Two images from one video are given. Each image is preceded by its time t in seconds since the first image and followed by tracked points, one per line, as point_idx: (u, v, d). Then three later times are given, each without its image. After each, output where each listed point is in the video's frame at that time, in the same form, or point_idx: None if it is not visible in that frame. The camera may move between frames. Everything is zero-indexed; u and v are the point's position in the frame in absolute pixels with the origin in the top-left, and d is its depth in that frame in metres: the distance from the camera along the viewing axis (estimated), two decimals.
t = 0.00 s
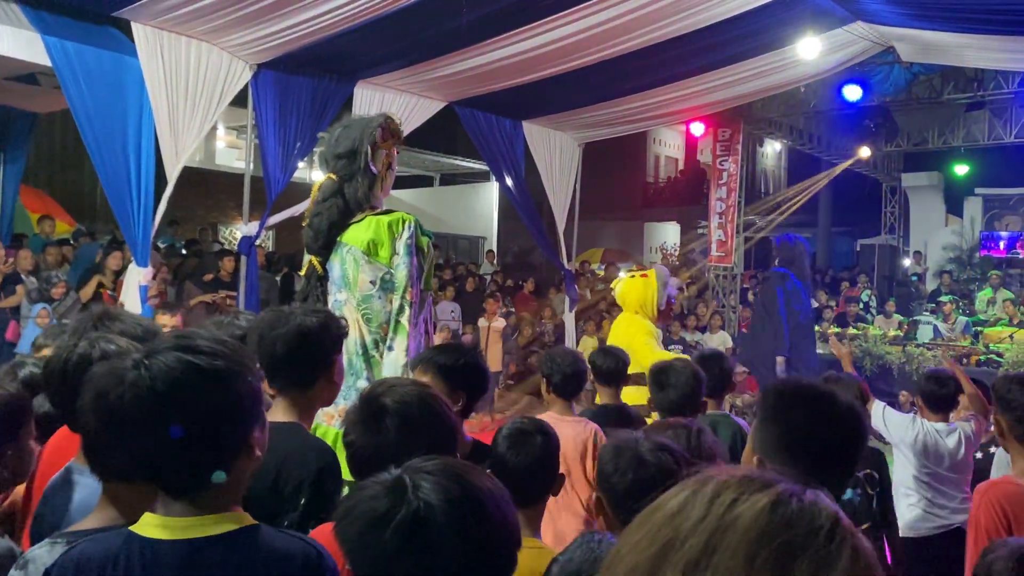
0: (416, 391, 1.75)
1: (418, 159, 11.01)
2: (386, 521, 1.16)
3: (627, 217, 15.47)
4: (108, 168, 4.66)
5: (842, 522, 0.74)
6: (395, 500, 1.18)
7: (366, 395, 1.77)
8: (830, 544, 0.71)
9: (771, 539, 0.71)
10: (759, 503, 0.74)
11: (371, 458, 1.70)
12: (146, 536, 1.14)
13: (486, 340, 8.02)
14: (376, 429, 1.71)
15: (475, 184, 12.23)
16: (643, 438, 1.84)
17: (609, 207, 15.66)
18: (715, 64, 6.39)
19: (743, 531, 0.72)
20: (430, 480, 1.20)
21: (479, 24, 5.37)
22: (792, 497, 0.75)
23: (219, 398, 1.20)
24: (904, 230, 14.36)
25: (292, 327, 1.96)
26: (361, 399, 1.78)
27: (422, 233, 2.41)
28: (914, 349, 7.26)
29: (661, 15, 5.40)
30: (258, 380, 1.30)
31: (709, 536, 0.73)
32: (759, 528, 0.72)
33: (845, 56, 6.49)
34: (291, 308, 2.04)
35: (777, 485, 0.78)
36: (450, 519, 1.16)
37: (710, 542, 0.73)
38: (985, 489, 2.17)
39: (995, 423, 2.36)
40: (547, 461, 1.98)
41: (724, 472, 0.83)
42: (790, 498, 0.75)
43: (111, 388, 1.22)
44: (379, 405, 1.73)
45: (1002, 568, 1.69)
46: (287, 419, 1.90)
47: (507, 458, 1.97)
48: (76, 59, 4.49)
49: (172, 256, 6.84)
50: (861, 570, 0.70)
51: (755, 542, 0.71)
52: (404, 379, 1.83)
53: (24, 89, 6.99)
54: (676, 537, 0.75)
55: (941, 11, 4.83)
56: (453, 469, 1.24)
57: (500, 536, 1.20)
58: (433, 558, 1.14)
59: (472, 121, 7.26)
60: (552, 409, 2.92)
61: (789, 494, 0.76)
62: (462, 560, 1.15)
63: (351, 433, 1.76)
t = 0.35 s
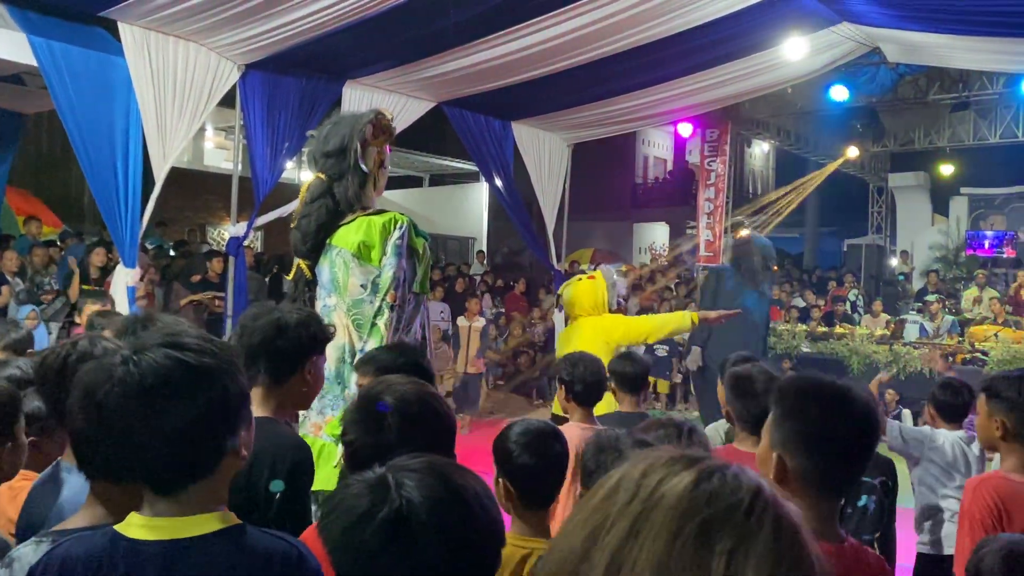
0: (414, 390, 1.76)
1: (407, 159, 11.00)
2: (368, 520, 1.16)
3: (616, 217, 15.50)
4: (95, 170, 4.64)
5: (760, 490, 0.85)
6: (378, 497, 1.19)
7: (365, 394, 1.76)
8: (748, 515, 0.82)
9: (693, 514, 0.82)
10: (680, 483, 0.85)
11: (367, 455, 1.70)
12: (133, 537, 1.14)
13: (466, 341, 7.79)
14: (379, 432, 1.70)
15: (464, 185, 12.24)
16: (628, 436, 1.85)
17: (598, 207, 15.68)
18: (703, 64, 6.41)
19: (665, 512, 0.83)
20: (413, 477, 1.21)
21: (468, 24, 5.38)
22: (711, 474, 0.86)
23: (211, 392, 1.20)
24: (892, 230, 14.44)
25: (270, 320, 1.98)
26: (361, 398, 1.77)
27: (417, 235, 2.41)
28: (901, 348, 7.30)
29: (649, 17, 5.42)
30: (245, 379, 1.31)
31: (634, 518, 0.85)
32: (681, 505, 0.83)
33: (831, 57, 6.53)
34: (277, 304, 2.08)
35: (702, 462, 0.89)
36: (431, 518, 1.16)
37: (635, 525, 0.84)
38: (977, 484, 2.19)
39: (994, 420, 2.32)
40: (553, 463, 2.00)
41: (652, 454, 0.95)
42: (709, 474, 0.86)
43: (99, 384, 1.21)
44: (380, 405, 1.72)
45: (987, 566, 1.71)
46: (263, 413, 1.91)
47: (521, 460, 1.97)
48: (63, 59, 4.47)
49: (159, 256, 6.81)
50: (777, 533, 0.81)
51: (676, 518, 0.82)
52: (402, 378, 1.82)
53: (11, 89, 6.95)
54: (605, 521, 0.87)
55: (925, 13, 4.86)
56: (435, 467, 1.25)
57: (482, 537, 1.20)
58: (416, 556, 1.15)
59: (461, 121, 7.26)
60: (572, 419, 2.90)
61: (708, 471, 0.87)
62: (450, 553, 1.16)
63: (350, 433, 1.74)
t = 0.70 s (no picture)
0: (406, 390, 1.75)
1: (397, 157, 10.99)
2: (353, 518, 1.17)
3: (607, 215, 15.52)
4: (83, 168, 4.61)
5: (697, 469, 0.84)
6: (364, 494, 1.19)
7: (355, 392, 1.76)
8: (686, 496, 0.81)
9: (631, 503, 0.81)
10: (618, 469, 0.84)
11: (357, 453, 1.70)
12: (120, 538, 1.13)
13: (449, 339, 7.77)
14: (369, 434, 1.69)
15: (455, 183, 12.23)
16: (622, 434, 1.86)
17: (589, 205, 15.70)
18: (693, 62, 6.43)
19: (602, 506, 0.82)
20: (399, 475, 1.22)
21: (456, 22, 5.37)
22: (649, 457, 0.85)
23: (201, 382, 1.20)
24: (881, 227, 14.53)
25: (272, 320, 1.99)
26: (352, 396, 1.76)
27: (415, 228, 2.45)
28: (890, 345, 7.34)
29: (638, 14, 5.42)
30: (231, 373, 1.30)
31: (575, 508, 0.84)
32: (618, 495, 0.82)
33: (820, 55, 6.55)
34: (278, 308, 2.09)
35: (643, 440, 0.89)
36: (416, 515, 1.17)
37: (574, 516, 0.83)
38: (978, 475, 2.20)
39: (1002, 418, 2.33)
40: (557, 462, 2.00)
41: (594, 437, 0.93)
42: (647, 457, 0.85)
43: (86, 376, 1.20)
44: (368, 403, 1.72)
45: (978, 562, 1.72)
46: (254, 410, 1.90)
47: (523, 462, 1.97)
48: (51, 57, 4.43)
49: (149, 255, 6.79)
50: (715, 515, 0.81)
51: (613, 510, 0.81)
52: (394, 377, 1.82)
53: None
54: (548, 513, 0.86)
55: (911, 10, 4.88)
56: (421, 465, 1.26)
57: (470, 533, 1.20)
58: (402, 555, 1.14)
59: (451, 119, 7.26)
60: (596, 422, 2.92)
61: (647, 452, 0.86)
62: (439, 553, 1.16)
63: (340, 429, 1.75)
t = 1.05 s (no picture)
0: (382, 394, 1.73)
1: (391, 158, 10.98)
2: (338, 513, 1.20)
3: (601, 216, 15.54)
4: (76, 170, 4.60)
5: (659, 463, 0.84)
6: (347, 494, 1.22)
7: (332, 398, 1.78)
8: (650, 493, 0.81)
9: (596, 500, 0.80)
10: (582, 464, 0.83)
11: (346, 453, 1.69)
12: (119, 546, 1.13)
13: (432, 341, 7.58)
14: (337, 426, 1.71)
15: (449, 184, 12.24)
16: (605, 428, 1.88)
17: (583, 206, 15.70)
18: (686, 63, 6.44)
19: (566, 504, 0.81)
20: (383, 473, 1.24)
21: (450, 23, 5.37)
22: (612, 451, 0.85)
23: (196, 380, 1.20)
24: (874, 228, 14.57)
25: (231, 319, 1.99)
26: (330, 400, 1.78)
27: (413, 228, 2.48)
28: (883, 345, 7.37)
29: (631, 15, 5.42)
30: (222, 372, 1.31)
31: (541, 506, 0.83)
32: (582, 493, 0.81)
33: (812, 55, 6.55)
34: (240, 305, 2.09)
35: (608, 434, 0.88)
36: (399, 512, 1.19)
37: (540, 516, 0.82)
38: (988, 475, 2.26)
39: (1004, 418, 2.34)
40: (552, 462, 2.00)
41: (557, 431, 0.93)
42: (610, 452, 0.85)
43: (80, 373, 1.19)
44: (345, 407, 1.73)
45: (972, 560, 1.73)
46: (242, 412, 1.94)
47: (509, 459, 1.96)
48: (43, 59, 4.41)
49: (143, 258, 6.77)
50: (679, 510, 0.81)
51: (577, 506, 0.80)
52: (373, 379, 1.82)
53: None
54: (514, 513, 0.85)
55: (903, 12, 4.90)
56: (404, 462, 1.28)
57: (452, 527, 1.23)
58: (384, 550, 1.18)
59: (444, 121, 7.26)
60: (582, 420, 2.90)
61: (611, 446, 0.85)
62: (412, 540, 1.19)
63: (318, 431, 1.77)
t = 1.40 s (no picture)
0: (369, 396, 1.76)
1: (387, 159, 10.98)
2: (324, 510, 1.22)
3: (598, 216, 15.54)
4: (71, 171, 4.59)
5: (643, 465, 0.85)
6: (334, 491, 1.24)
7: (320, 401, 1.76)
8: (632, 494, 0.82)
9: (578, 502, 0.82)
10: (565, 466, 0.85)
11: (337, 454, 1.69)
12: (113, 541, 1.13)
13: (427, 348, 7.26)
14: (328, 426, 1.70)
15: (446, 185, 12.24)
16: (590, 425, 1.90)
17: (580, 206, 15.71)
18: (682, 64, 6.44)
19: (549, 505, 0.82)
20: (372, 472, 1.25)
21: (446, 24, 5.37)
22: (595, 452, 0.86)
23: (197, 376, 1.21)
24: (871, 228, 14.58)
25: (197, 318, 1.98)
26: (316, 404, 1.76)
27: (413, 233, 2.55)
28: (879, 345, 7.39)
29: (627, 16, 5.42)
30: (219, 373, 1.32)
31: (524, 507, 0.84)
32: (565, 495, 0.82)
33: (808, 56, 6.56)
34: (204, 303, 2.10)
35: (597, 433, 0.89)
36: (385, 511, 1.20)
37: (522, 518, 0.83)
38: (943, 482, 2.36)
39: (963, 422, 2.44)
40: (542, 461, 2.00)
41: (543, 431, 0.94)
42: (595, 454, 0.86)
43: (81, 369, 1.19)
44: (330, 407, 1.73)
45: (969, 561, 1.73)
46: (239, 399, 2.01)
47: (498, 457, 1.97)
48: (39, 60, 4.40)
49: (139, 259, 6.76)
50: (662, 510, 0.82)
51: (561, 506, 0.82)
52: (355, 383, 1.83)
53: None
54: (497, 517, 0.86)
55: (898, 12, 4.90)
56: (395, 462, 1.30)
57: (439, 524, 1.24)
58: (369, 547, 1.19)
59: (441, 122, 7.26)
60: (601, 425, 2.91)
61: (594, 447, 0.86)
62: (400, 540, 1.20)
63: (306, 437, 1.74)
